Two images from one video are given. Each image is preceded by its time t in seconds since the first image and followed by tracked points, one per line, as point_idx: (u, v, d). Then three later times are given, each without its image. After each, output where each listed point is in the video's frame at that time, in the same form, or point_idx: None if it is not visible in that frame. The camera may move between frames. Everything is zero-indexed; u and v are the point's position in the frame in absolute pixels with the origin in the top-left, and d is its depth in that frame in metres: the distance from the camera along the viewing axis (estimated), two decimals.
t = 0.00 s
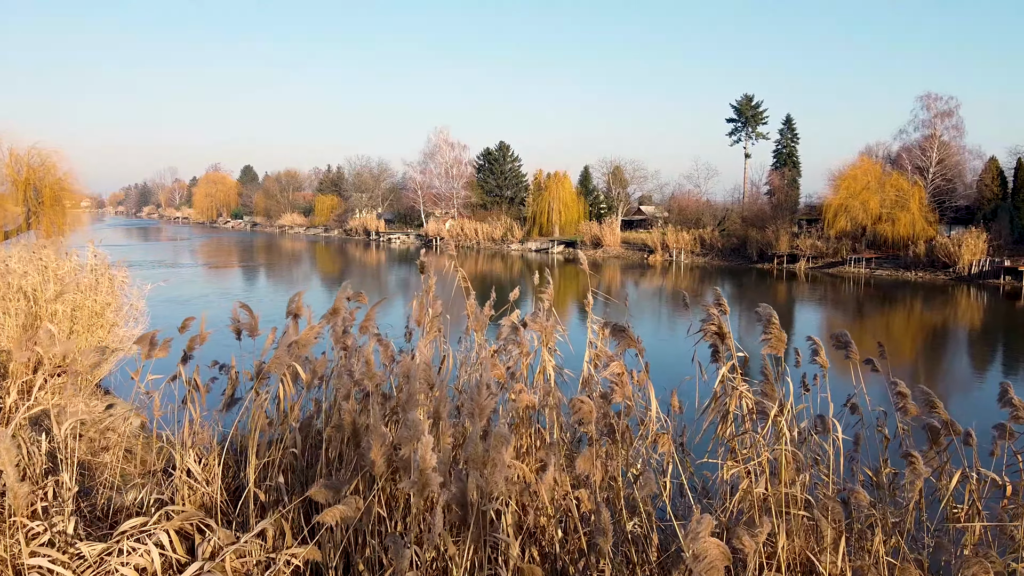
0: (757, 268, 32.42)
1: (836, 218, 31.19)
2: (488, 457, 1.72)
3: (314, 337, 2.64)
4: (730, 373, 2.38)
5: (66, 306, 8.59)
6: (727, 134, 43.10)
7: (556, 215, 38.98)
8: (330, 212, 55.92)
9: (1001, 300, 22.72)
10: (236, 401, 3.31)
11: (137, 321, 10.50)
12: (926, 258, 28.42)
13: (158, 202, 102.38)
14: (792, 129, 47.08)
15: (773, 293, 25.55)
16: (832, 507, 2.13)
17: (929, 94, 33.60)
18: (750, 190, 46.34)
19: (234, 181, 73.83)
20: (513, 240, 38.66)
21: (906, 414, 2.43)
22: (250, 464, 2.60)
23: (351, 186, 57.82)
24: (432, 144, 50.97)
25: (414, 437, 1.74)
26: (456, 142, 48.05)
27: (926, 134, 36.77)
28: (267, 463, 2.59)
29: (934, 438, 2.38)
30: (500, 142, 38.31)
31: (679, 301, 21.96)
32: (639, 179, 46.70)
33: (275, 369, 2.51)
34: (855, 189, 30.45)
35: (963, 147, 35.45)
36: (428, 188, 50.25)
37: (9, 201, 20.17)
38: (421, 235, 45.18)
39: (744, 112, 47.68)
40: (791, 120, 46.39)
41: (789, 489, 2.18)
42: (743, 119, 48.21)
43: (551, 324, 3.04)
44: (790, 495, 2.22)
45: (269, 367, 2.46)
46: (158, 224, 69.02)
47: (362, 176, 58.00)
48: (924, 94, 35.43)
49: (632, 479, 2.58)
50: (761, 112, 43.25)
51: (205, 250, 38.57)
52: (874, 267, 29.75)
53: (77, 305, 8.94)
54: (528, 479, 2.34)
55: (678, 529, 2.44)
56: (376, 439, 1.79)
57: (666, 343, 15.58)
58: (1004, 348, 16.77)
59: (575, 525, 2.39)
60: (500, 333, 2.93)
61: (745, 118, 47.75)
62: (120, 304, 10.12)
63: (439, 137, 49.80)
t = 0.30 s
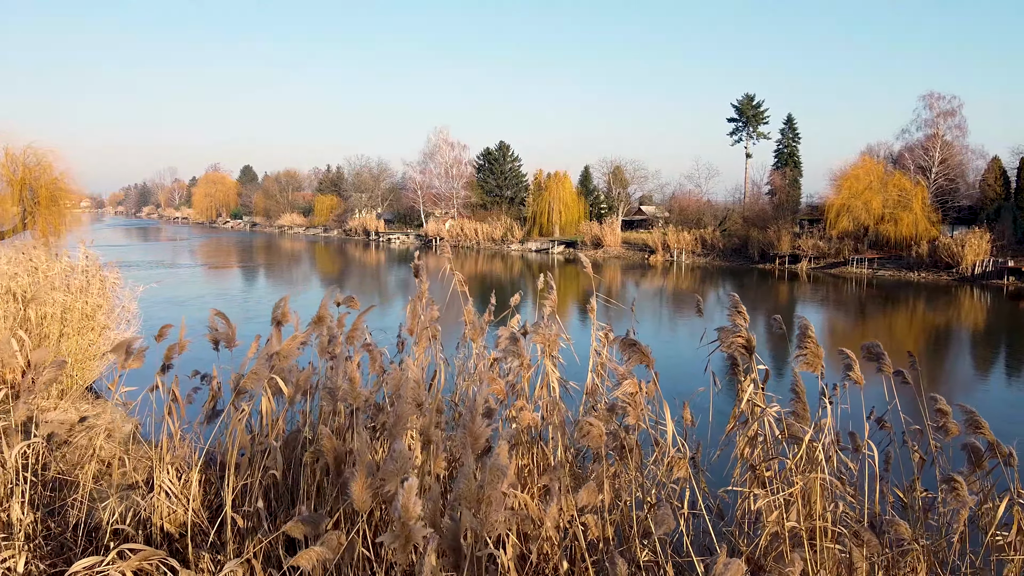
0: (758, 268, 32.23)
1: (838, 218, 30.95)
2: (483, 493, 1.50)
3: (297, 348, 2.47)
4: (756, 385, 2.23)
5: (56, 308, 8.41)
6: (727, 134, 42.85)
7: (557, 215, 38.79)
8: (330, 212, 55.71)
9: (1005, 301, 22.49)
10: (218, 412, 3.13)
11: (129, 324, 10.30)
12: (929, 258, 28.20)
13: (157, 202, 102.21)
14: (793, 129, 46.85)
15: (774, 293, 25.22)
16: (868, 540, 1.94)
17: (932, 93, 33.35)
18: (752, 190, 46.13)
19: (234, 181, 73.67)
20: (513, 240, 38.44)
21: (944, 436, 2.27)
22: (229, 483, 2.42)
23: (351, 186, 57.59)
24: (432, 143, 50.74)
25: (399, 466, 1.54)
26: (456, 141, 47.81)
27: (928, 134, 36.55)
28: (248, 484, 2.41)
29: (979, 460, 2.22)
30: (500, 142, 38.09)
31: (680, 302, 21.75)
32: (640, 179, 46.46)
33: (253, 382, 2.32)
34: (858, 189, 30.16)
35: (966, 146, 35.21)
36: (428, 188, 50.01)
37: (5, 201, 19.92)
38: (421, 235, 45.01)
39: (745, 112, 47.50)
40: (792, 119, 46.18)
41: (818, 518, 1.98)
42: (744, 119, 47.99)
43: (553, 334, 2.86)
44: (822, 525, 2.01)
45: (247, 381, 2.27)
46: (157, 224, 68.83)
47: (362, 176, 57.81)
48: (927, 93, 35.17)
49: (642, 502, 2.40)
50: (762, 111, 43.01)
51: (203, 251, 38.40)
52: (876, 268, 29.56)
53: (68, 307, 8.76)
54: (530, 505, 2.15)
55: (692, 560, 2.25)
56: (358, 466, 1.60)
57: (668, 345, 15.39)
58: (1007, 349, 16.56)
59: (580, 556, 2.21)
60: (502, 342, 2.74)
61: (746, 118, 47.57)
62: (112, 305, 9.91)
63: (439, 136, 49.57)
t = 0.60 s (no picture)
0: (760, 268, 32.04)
1: (840, 218, 30.73)
2: (477, 546, 1.42)
3: (276, 361, 2.28)
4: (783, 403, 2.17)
5: (44, 310, 8.18)
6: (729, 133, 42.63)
7: (557, 215, 38.57)
8: (330, 212, 55.55)
9: (1009, 302, 22.26)
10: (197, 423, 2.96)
11: (121, 326, 10.07)
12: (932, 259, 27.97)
13: (157, 202, 102.12)
14: (794, 128, 46.62)
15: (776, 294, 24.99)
16: None
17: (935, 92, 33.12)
18: (753, 190, 45.90)
19: (233, 181, 73.44)
20: (513, 240, 38.22)
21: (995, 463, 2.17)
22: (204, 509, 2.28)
23: (350, 186, 57.38)
24: (432, 143, 50.52)
25: (377, 510, 1.47)
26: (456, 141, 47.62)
27: (931, 133, 36.30)
28: (225, 511, 2.28)
29: None
30: (500, 142, 37.89)
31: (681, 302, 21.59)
32: (640, 179, 46.22)
33: (227, 400, 2.17)
34: (860, 188, 29.89)
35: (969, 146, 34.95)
36: (427, 188, 49.77)
37: None
38: (420, 235, 44.83)
39: (746, 111, 47.28)
40: (793, 119, 45.92)
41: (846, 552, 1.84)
42: (745, 119, 47.78)
43: (556, 346, 2.66)
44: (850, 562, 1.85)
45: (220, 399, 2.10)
46: (157, 224, 68.71)
47: (362, 176, 57.57)
48: (930, 93, 34.97)
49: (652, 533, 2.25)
50: (764, 111, 42.79)
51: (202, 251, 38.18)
52: (879, 268, 29.34)
53: (58, 308, 8.53)
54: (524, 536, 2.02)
55: None
56: (334, 510, 1.47)
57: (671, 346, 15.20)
58: (1011, 351, 16.34)
59: None
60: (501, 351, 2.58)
61: (748, 118, 47.36)
62: (103, 307, 9.71)
63: (439, 136, 49.35)
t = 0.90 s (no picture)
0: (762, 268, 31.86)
1: (843, 218, 30.49)
2: None
3: (248, 377, 2.28)
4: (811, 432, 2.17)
5: (33, 312, 7.95)
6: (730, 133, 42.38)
7: (557, 215, 38.34)
8: (329, 212, 55.31)
9: (1012, 302, 22.08)
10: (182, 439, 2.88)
11: (112, 328, 9.84)
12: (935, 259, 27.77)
13: (157, 203, 101.94)
14: (796, 128, 46.39)
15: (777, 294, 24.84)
16: None
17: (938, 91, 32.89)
18: (755, 190, 45.65)
19: (232, 181, 73.19)
20: (513, 240, 38.00)
21: None
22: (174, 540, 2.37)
23: (350, 185, 57.14)
24: (432, 143, 50.25)
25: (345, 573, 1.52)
26: (456, 140, 47.37)
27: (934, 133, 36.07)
28: (194, 543, 2.38)
29: None
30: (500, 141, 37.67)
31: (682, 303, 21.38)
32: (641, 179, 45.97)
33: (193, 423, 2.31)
34: (863, 188, 29.65)
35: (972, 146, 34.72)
36: (427, 188, 49.51)
37: None
38: (420, 235, 44.60)
39: (747, 111, 47.04)
40: (794, 118, 45.66)
41: None
42: (747, 118, 47.54)
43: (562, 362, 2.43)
44: None
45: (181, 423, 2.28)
46: (156, 224, 68.46)
47: (361, 175, 57.32)
48: (932, 92, 34.74)
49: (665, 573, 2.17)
50: (765, 110, 42.54)
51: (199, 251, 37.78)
52: (881, 268, 29.13)
53: (46, 310, 8.29)
54: (519, 574, 1.97)
55: None
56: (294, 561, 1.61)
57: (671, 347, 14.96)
58: (1014, 351, 16.18)
59: None
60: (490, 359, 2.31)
61: (749, 117, 47.13)
62: (94, 309, 9.49)
63: (438, 135, 49.09)
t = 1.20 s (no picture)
0: (764, 269, 31.67)
1: (845, 218, 30.26)
2: None
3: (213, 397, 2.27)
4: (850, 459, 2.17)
5: (22, 314, 7.72)
6: (731, 133, 42.13)
7: (558, 215, 38.10)
8: (328, 212, 55.13)
9: (1017, 303, 21.88)
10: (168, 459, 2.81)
11: (103, 331, 9.61)
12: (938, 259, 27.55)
13: (156, 202, 101.67)
14: (797, 128, 46.18)
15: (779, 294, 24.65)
16: None
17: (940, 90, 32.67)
18: (756, 189, 45.43)
19: (231, 180, 72.95)
20: (513, 240, 37.79)
21: None
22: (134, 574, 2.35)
23: (349, 185, 56.95)
24: (432, 143, 50.04)
25: None
26: (456, 140, 47.13)
27: (937, 132, 35.85)
28: None
29: None
30: (500, 141, 37.43)
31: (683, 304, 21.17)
32: (642, 178, 45.71)
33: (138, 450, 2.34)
34: (866, 188, 29.37)
35: (974, 146, 34.48)
36: (427, 187, 49.26)
37: None
38: (420, 235, 44.41)
39: (748, 110, 46.81)
40: (795, 117, 45.42)
41: None
42: (748, 118, 47.33)
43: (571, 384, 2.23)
44: None
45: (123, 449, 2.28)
46: (156, 224, 68.29)
47: (361, 175, 57.16)
48: (935, 91, 34.52)
49: None
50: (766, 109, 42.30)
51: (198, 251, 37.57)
52: (884, 268, 28.91)
53: (34, 312, 8.05)
54: None
55: None
56: None
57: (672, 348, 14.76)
58: (1018, 352, 15.98)
59: None
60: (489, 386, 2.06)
61: (750, 117, 46.92)
62: (84, 311, 9.26)
63: (438, 135, 48.84)
